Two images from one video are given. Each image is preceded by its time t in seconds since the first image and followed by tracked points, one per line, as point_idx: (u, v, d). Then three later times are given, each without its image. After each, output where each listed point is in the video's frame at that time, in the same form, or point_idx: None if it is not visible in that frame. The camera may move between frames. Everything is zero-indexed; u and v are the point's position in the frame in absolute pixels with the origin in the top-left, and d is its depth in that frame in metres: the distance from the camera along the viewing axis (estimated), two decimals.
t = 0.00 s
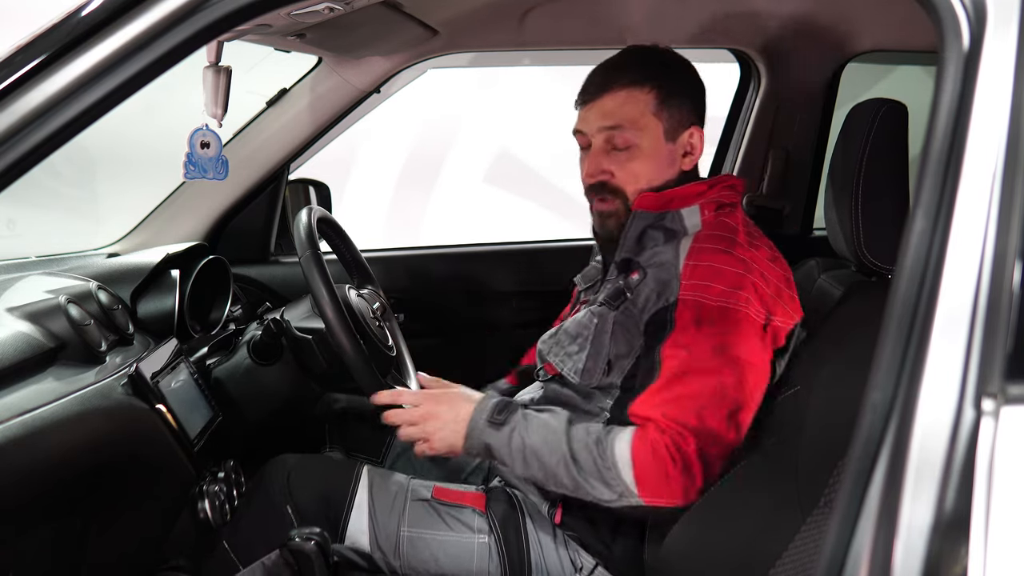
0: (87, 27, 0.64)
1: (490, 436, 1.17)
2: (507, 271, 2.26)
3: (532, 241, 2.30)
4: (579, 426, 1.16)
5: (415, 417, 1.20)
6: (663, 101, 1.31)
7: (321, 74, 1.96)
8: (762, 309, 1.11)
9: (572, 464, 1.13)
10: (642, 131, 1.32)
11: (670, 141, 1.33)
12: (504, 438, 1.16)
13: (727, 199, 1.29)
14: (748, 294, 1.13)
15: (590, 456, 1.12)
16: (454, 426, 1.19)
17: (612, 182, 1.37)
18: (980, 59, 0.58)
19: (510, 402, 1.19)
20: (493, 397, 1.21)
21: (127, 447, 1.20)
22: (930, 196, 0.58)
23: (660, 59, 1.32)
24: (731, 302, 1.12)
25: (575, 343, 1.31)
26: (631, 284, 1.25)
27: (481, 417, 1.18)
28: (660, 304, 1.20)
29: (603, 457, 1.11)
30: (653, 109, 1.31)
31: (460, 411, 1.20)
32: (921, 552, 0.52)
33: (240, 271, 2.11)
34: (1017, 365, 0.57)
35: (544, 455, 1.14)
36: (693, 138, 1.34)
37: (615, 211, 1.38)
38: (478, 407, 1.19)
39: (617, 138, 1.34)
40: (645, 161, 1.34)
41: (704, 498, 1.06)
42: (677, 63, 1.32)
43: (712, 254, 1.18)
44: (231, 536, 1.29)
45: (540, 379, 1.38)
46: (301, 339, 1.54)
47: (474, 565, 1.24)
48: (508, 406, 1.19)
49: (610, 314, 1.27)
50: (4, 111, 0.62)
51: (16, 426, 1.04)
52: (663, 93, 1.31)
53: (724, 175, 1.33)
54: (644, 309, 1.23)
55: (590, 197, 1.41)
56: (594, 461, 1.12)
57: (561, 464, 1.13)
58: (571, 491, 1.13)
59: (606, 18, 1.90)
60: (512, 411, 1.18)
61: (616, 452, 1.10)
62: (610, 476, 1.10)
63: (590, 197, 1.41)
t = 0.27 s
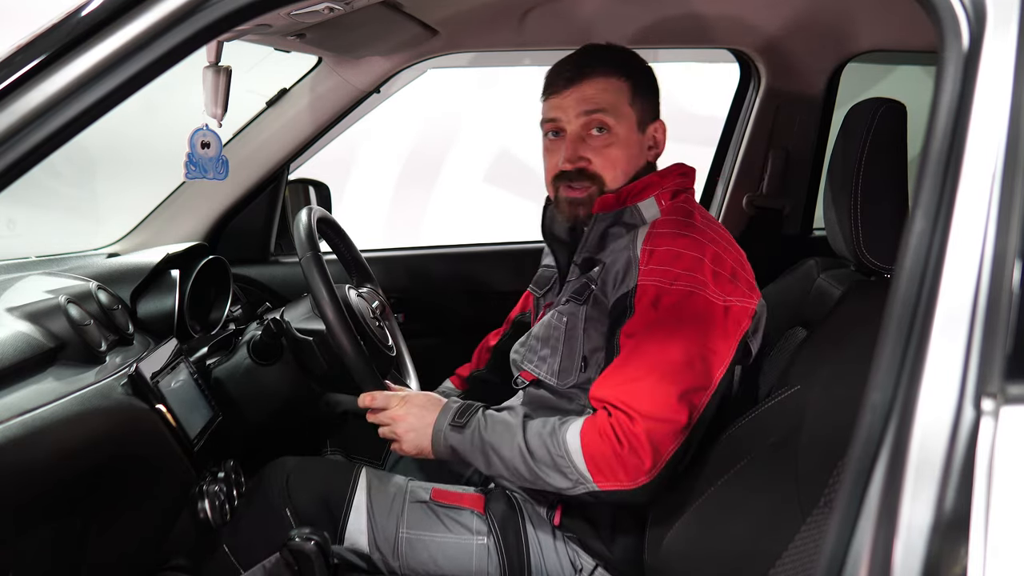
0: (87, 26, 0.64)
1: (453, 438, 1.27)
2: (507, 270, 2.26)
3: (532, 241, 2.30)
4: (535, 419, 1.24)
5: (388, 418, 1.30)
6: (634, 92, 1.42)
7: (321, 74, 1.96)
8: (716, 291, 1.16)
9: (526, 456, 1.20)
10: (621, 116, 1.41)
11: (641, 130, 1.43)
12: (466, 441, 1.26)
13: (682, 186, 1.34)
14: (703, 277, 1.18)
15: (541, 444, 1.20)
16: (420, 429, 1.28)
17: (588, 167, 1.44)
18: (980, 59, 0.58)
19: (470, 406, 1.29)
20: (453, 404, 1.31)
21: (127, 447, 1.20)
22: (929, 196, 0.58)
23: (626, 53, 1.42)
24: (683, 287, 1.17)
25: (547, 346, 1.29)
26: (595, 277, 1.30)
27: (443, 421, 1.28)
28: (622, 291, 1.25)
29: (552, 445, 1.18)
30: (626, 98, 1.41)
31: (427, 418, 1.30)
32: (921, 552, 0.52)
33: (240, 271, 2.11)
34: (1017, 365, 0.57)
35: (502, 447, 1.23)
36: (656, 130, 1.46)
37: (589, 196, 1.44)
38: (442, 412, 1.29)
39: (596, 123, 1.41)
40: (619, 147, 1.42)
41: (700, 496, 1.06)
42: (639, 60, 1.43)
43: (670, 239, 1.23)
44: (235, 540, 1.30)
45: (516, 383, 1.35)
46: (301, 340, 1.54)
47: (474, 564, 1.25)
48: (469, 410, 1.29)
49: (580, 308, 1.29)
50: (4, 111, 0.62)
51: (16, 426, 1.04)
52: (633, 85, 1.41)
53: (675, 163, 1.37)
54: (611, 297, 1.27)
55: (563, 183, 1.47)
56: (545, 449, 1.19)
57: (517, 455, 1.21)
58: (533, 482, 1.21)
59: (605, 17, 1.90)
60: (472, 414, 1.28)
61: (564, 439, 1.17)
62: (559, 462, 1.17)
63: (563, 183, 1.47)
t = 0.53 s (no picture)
0: (88, 26, 0.64)
1: (453, 436, 1.26)
2: (507, 270, 2.26)
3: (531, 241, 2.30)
4: (535, 417, 1.24)
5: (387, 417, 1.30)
6: (622, 94, 1.40)
7: (321, 74, 1.97)
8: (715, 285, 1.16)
9: (526, 452, 1.21)
10: (607, 121, 1.40)
11: (629, 133, 1.41)
12: (465, 438, 1.26)
13: (682, 182, 1.34)
14: (704, 272, 1.18)
15: (541, 440, 1.20)
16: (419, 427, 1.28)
17: (575, 173, 1.43)
18: (979, 59, 0.58)
19: (470, 403, 1.29)
20: (452, 403, 1.30)
21: (127, 447, 1.20)
22: (929, 197, 0.58)
23: (611, 55, 1.40)
24: (682, 282, 1.17)
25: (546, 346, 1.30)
26: (595, 275, 1.29)
27: (443, 419, 1.27)
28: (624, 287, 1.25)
29: (552, 442, 1.19)
30: (612, 102, 1.39)
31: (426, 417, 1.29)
32: (921, 553, 0.52)
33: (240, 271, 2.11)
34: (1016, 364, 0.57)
35: (502, 444, 1.23)
36: (647, 131, 1.44)
37: (578, 202, 1.44)
38: (442, 410, 1.29)
39: (581, 129, 1.41)
40: (606, 152, 1.41)
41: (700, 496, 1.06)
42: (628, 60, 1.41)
43: (670, 235, 1.24)
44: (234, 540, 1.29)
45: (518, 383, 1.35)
46: (301, 340, 1.54)
47: (474, 565, 1.25)
48: (469, 408, 1.29)
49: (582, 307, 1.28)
50: (5, 111, 0.62)
51: (16, 426, 1.04)
52: (620, 88, 1.39)
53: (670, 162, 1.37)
54: (613, 294, 1.27)
55: (552, 190, 1.47)
56: (545, 446, 1.20)
57: (518, 451, 1.21)
58: (533, 478, 1.21)
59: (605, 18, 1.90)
60: (471, 411, 1.28)
61: (565, 435, 1.18)
62: (560, 458, 1.18)
63: (552, 189, 1.47)
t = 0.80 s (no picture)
0: (88, 26, 0.64)
1: (456, 433, 1.26)
2: (507, 270, 2.26)
3: (531, 241, 2.30)
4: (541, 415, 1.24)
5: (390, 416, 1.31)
6: (622, 105, 1.34)
7: (321, 74, 1.97)
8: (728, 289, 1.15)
9: (531, 450, 1.21)
10: (603, 134, 1.34)
11: (632, 144, 1.35)
12: (468, 435, 1.26)
13: (699, 186, 1.33)
14: (718, 276, 1.17)
15: (546, 438, 1.20)
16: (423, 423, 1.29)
17: (574, 185, 1.39)
18: (980, 59, 0.58)
19: (475, 400, 1.28)
20: (456, 398, 1.30)
21: (128, 448, 1.20)
22: (929, 197, 0.58)
23: (613, 62, 1.34)
24: (696, 286, 1.16)
25: (561, 346, 1.30)
26: (609, 275, 1.28)
27: (446, 417, 1.27)
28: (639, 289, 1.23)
29: (557, 440, 1.19)
30: (613, 113, 1.34)
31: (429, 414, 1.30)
32: (921, 553, 0.52)
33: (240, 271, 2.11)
34: (1017, 364, 0.57)
35: (507, 443, 1.23)
36: (655, 139, 1.36)
37: (576, 213, 1.40)
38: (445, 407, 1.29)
39: (578, 140, 1.36)
40: (605, 164, 1.36)
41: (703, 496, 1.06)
42: (636, 67, 1.34)
43: (684, 237, 1.23)
44: (237, 544, 1.30)
45: (530, 382, 1.35)
46: (301, 340, 1.56)
47: (490, 567, 1.23)
48: (474, 405, 1.28)
49: (596, 307, 1.28)
50: (4, 111, 0.62)
51: (16, 427, 1.04)
52: (623, 97, 1.33)
53: (687, 164, 1.35)
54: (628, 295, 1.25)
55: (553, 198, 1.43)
56: (550, 443, 1.20)
57: (522, 449, 1.21)
58: (536, 476, 1.21)
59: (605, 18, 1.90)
60: (475, 409, 1.27)
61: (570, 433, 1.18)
62: (565, 456, 1.18)
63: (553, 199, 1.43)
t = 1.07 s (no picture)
0: (88, 26, 0.64)
1: (491, 453, 1.29)
2: (507, 270, 2.26)
3: (531, 241, 2.30)
4: (574, 430, 1.26)
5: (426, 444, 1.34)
6: (639, 110, 1.38)
7: (321, 74, 1.97)
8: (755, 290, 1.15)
9: (568, 465, 1.22)
10: (621, 140, 1.39)
11: (649, 148, 1.40)
12: (504, 456, 1.27)
13: (723, 188, 1.35)
14: (744, 278, 1.18)
15: (582, 452, 1.21)
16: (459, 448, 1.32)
17: (594, 188, 1.46)
18: (980, 60, 0.58)
19: (506, 420, 1.31)
20: (491, 420, 1.33)
21: (128, 448, 1.20)
22: (929, 195, 0.58)
23: (629, 68, 1.38)
24: (723, 289, 1.17)
25: (590, 350, 1.34)
26: (636, 279, 1.31)
27: (481, 438, 1.30)
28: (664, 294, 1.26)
29: (594, 451, 1.20)
30: (630, 118, 1.38)
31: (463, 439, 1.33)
32: (921, 552, 0.52)
33: (240, 271, 2.11)
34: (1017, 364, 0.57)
35: (543, 459, 1.24)
36: (674, 142, 1.40)
37: (597, 215, 1.48)
38: (480, 428, 1.32)
39: (596, 146, 1.42)
40: (623, 168, 1.42)
41: (707, 496, 1.05)
42: (656, 69, 1.38)
43: (711, 241, 1.25)
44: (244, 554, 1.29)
45: (561, 387, 1.39)
46: (302, 339, 1.57)
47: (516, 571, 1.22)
48: (506, 425, 1.31)
49: (624, 311, 1.31)
50: (5, 112, 0.63)
51: (17, 427, 1.04)
52: (640, 102, 1.37)
53: (711, 167, 1.38)
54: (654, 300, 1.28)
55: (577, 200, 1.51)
56: (587, 457, 1.21)
57: (559, 465, 1.22)
58: (575, 492, 1.21)
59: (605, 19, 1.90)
60: (508, 429, 1.30)
61: (607, 444, 1.19)
62: (603, 467, 1.19)
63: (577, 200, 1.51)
